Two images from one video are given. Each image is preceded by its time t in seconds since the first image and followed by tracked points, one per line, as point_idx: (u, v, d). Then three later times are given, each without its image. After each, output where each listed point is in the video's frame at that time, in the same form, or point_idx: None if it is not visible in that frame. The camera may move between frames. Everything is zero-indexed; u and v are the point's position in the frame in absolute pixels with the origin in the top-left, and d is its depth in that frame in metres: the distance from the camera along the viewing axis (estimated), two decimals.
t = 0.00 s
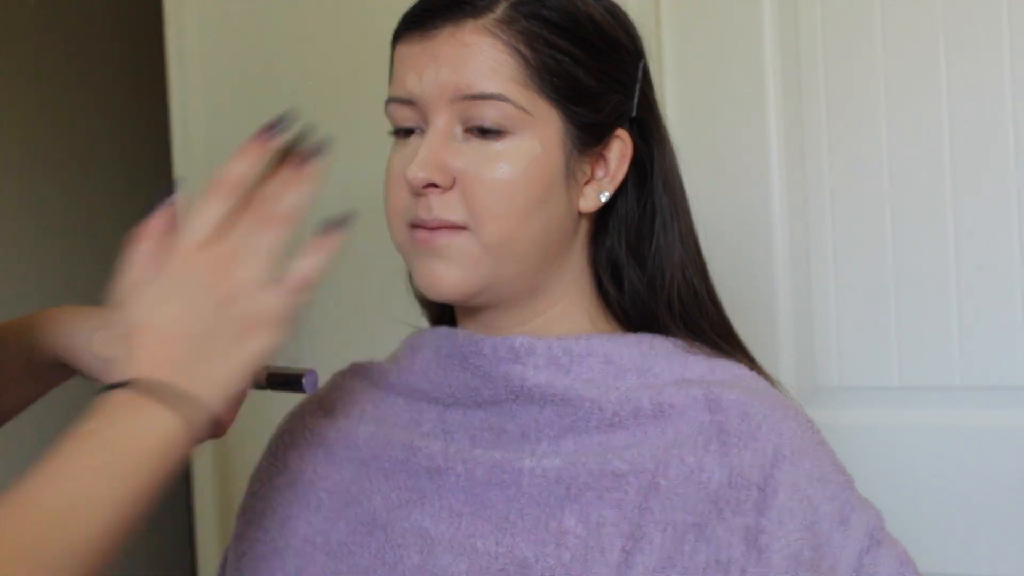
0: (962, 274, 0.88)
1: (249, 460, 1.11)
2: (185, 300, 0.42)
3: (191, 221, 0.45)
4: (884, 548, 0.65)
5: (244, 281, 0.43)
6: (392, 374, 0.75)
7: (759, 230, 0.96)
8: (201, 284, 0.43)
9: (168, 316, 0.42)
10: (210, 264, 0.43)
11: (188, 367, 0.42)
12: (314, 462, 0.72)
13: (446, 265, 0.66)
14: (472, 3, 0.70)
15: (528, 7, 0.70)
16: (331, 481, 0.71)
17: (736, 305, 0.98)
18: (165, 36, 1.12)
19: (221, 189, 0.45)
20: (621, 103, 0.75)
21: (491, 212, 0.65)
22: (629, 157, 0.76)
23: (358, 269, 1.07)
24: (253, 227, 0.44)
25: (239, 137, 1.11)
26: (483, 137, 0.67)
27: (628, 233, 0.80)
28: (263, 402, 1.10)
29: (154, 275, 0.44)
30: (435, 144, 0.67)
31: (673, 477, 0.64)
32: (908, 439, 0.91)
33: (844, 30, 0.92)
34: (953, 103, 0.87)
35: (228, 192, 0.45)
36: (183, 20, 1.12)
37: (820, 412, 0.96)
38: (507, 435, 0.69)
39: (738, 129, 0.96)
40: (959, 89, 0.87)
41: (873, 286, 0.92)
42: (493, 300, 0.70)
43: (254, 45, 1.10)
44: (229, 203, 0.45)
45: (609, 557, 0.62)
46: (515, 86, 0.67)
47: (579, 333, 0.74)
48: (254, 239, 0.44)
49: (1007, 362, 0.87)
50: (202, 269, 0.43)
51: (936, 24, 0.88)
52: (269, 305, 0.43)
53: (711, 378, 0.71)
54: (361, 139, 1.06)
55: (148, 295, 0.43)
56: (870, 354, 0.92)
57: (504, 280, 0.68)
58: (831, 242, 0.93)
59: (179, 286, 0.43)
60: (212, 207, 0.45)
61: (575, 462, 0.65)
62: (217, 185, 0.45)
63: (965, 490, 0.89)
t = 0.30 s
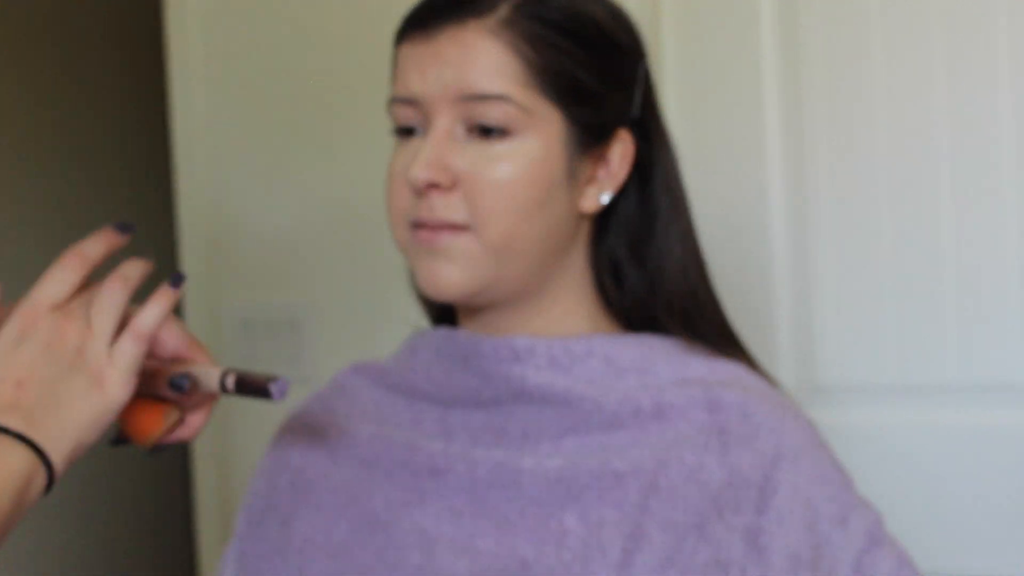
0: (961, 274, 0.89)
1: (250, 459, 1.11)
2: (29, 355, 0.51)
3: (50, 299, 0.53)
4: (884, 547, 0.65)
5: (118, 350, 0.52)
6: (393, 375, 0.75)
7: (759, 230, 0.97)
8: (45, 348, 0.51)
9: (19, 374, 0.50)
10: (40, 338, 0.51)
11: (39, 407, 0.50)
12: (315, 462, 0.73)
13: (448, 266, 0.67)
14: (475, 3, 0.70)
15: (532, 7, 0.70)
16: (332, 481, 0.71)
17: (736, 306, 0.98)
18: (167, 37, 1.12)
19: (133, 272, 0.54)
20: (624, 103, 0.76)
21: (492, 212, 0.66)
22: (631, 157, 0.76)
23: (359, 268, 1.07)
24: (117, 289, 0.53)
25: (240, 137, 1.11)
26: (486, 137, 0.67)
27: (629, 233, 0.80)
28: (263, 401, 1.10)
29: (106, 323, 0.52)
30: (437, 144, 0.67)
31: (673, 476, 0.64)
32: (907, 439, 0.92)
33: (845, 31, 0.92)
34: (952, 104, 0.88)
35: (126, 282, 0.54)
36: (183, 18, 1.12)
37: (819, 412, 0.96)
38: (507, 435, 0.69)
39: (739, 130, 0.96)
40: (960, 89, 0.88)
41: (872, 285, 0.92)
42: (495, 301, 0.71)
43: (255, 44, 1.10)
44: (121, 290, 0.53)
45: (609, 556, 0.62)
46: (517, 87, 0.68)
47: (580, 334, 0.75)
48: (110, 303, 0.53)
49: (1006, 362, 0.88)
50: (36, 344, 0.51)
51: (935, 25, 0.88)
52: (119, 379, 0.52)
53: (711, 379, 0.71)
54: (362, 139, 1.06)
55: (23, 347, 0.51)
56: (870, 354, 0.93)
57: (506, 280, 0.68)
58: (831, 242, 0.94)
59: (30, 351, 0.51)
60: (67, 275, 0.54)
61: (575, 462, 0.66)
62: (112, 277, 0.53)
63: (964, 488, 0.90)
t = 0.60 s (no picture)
0: (961, 274, 0.88)
1: (250, 459, 1.11)
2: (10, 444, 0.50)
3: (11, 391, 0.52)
4: (884, 548, 0.65)
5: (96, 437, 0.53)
6: (392, 374, 0.74)
7: (759, 230, 0.96)
8: (27, 445, 0.51)
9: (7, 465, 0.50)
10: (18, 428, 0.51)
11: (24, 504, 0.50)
12: (314, 461, 0.72)
13: (447, 266, 0.66)
14: (475, 2, 0.70)
15: (532, 7, 0.70)
16: (331, 480, 0.71)
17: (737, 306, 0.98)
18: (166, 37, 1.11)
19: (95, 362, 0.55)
20: (624, 103, 0.75)
21: (493, 211, 0.66)
22: (631, 157, 0.76)
23: (359, 269, 1.07)
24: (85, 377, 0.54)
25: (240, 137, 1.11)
26: (486, 136, 0.67)
27: (629, 233, 0.80)
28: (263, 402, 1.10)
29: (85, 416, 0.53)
30: (437, 144, 0.67)
31: (673, 476, 0.64)
32: (907, 439, 0.91)
33: (845, 30, 0.92)
34: (952, 104, 0.88)
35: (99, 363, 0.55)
36: (183, 18, 1.12)
37: (820, 412, 0.96)
38: (507, 435, 0.68)
39: (739, 130, 0.96)
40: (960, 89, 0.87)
41: (872, 285, 0.92)
42: (494, 301, 0.70)
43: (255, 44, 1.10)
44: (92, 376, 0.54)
45: (609, 556, 0.62)
46: (518, 86, 0.67)
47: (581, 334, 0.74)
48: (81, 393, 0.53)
49: (1007, 362, 0.87)
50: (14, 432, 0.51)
51: (936, 24, 0.88)
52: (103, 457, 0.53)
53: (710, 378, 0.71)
54: (362, 139, 1.06)
55: None
56: (870, 354, 0.92)
57: (506, 280, 0.68)
58: (831, 242, 0.93)
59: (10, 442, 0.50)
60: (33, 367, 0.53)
61: (574, 462, 0.65)
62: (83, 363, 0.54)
63: (965, 489, 0.89)
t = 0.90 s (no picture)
0: (962, 273, 0.88)
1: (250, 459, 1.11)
2: (296, 413, 0.60)
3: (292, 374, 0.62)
4: (884, 547, 0.65)
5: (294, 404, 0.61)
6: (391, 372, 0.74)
7: (759, 229, 0.96)
8: (307, 409, 0.60)
9: (299, 428, 0.60)
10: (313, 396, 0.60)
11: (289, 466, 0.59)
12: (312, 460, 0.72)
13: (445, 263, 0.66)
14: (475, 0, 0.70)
15: (533, 5, 0.70)
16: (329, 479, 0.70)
17: (737, 306, 0.98)
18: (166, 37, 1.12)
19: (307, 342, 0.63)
20: (624, 103, 0.75)
21: (492, 208, 0.65)
22: (630, 157, 0.76)
23: (358, 269, 1.06)
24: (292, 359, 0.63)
25: (240, 137, 1.11)
26: (485, 135, 0.67)
27: (627, 233, 0.80)
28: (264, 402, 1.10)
29: (283, 393, 0.62)
30: (437, 141, 0.66)
31: (672, 475, 0.64)
32: (907, 439, 0.91)
33: (846, 30, 0.92)
34: (953, 103, 0.87)
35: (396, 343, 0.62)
36: (184, 18, 1.12)
37: (820, 412, 0.95)
38: (507, 434, 0.69)
39: (739, 130, 0.96)
40: (961, 89, 0.87)
41: (872, 285, 0.92)
42: (493, 300, 0.70)
43: (255, 44, 1.10)
44: (365, 346, 0.62)
45: (608, 555, 0.62)
46: (518, 84, 0.67)
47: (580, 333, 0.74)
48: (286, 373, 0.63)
49: (1008, 362, 0.87)
50: (338, 406, 0.60)
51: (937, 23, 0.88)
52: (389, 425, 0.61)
53: (710, 377, 0.71)
54: (361, 139, 1.05)
55: (289, 420, 0.60)
56: (870, 354, 0.92)
57: (505, 278, 0.68)
58: (832, 242, 0.93)
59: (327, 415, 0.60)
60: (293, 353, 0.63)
61: (574, 460, 0.65)
62: (358, 331, 0.61)
63: (965, 488, 0.89)
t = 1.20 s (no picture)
0: (962, 273, 0.88)
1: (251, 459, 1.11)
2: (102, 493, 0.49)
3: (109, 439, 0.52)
4: (885, 548, 0.65)
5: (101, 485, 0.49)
6: (392, 373, 0.74)
7: (759, 229, 0.96)
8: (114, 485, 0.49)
9: (110, 502, 0.49)
10: (124, 471, 0.50)
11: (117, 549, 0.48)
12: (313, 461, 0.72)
13: (446, 262, 0.66)
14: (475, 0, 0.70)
15: (533, 5, 0.70)
16: (331, 481, 0.71)
17: (738, 306, 0.98)
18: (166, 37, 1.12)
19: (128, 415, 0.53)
20: (624, 103, 0.75)
21: (492, 208, 0.65)
22: (631, 157, 0.76)
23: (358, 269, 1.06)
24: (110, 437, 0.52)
25: (240, 136, 1.11)
26: (486, 134, 0.67)
27: (628, 233, 0.80)
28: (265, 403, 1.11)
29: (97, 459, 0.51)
30: (437, 141, 0.67)
31: (673, 476, 0.64)
32: (907, 440, 0.91)
33: (846, 30, 0.92)
34: (953, 103, 0.87)
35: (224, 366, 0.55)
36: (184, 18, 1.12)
37: (821, 412, 0.96)
38: (507, 435, 0.69)
39: (738, 130, 0.96)
40: (961, 89, 0.87)
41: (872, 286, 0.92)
42: (494, 299, 0.70)
43: (255, 44, 1.10)
44: (196, 409, 0.54)
45: (609, 557, 0.62)
46: (519, 83, 0.67)
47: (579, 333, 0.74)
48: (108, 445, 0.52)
49: (1007, 362, 0.87)
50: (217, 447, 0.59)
51: (937, 23, 0.88)
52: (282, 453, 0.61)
53: (710, 378, 0.71)
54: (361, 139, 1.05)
55: (100, 487, 0.49)
56: (870, 354, 0.92)
57: (505, 277, 0.68)
58: (832, 242, 0.93)
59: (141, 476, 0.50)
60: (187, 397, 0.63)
61: (575, 462, 0.65)
62: (185, 392, 0.53)
63: (965, 488, 0.89)
